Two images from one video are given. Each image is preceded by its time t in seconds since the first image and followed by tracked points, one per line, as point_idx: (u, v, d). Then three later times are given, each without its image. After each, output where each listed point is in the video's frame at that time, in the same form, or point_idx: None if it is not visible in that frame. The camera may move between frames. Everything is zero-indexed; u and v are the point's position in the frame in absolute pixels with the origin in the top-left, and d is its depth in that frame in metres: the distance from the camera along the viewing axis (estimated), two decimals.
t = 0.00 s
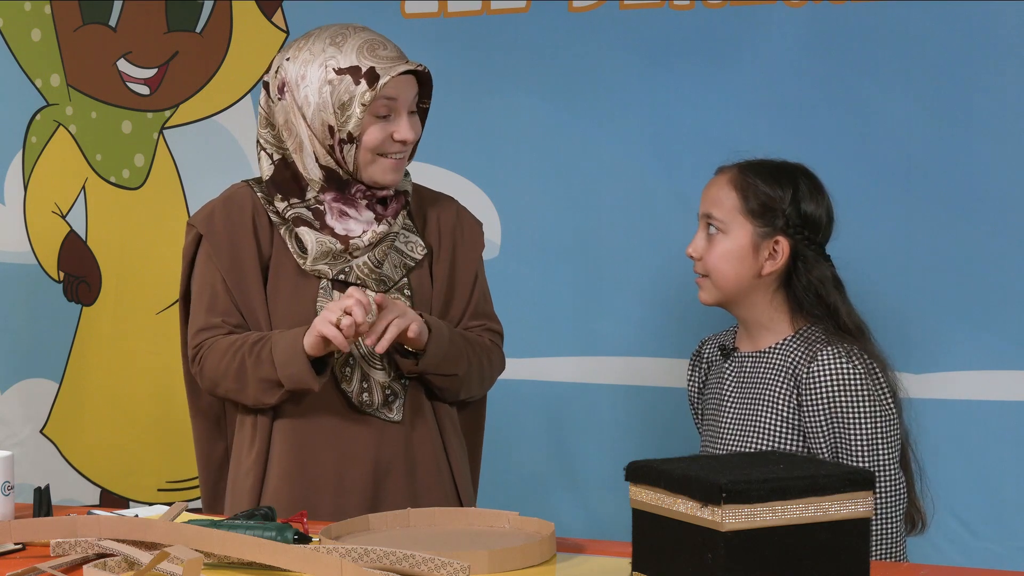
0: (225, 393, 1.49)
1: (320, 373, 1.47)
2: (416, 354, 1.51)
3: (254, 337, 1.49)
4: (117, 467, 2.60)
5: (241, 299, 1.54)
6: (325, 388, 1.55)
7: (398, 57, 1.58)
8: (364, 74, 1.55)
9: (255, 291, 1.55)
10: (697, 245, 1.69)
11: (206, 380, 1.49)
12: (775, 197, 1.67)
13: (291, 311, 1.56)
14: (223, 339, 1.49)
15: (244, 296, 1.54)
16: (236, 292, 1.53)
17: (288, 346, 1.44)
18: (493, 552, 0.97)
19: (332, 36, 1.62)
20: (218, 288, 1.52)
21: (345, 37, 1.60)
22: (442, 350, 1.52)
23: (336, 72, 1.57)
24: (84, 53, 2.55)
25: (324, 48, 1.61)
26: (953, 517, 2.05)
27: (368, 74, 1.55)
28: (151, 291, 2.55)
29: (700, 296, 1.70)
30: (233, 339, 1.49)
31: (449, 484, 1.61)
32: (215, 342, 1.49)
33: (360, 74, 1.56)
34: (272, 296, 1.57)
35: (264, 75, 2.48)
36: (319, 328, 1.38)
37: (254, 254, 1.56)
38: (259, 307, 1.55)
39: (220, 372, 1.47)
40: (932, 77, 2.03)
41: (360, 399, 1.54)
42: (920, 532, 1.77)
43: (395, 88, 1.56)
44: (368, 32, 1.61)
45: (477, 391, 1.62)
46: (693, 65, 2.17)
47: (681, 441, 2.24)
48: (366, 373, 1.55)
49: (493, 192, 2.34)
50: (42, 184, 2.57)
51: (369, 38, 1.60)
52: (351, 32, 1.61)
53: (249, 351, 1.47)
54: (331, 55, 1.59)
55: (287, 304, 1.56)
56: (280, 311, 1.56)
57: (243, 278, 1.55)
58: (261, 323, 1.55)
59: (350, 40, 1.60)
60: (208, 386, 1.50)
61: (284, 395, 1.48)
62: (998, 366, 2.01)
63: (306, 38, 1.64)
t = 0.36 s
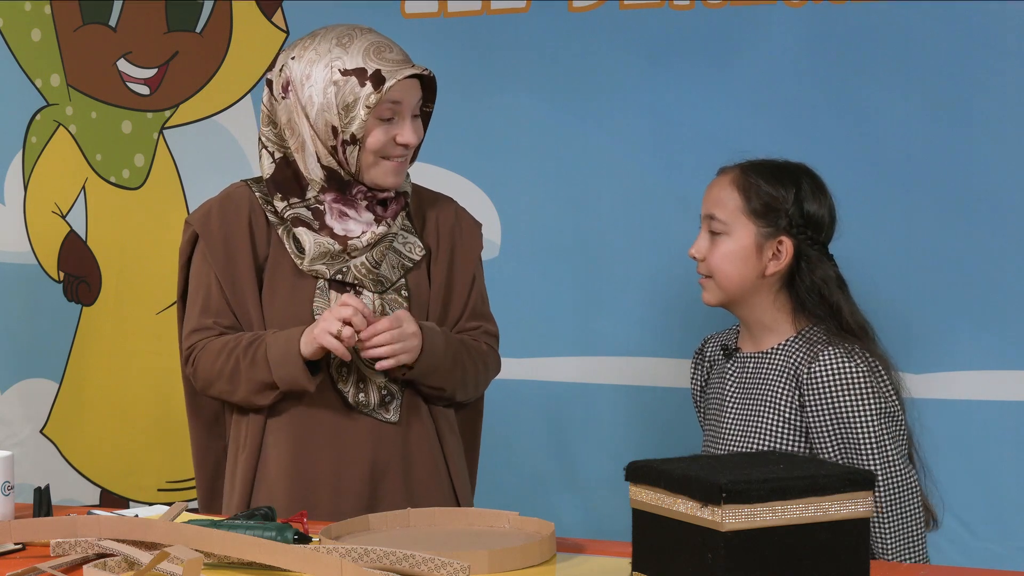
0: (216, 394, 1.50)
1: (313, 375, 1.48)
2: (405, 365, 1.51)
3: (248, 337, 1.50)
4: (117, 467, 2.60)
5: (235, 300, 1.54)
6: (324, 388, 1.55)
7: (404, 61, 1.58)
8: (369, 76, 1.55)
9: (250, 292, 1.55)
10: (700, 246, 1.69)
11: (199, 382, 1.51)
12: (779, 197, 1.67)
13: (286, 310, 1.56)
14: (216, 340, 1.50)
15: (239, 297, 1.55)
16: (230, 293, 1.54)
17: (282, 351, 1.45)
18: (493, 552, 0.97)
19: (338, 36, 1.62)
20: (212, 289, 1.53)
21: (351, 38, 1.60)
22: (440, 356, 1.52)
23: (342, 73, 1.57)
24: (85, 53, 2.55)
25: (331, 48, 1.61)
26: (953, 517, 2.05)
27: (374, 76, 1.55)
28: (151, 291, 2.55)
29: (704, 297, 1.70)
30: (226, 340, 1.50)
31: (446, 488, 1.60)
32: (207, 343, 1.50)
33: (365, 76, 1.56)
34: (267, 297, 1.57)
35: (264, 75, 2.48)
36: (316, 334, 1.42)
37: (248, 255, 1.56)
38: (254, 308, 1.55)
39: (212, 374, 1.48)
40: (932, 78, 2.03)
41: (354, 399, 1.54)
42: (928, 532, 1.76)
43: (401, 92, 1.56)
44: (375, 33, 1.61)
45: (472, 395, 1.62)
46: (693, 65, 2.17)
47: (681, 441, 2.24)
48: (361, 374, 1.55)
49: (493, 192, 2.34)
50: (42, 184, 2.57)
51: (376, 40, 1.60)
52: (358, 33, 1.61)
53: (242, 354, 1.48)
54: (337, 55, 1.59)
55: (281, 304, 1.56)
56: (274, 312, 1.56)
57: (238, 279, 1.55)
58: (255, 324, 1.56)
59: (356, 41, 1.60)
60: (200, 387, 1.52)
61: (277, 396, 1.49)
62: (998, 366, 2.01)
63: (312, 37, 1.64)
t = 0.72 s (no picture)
0: (214, 396, 1.51)
1: (313, 383, 1.48)
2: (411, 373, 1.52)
3: (247, 340, 1.50)
4: (118, 467, 2.60)
5: (233, 302, 1.54)
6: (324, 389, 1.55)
7: (405, 61, 1.58)
8: (370, 77, 1.55)
9: (248, 293, 1.55)
10: (707, 247, 1.69)
11: (198, 384, 1.51)
12: (788, 194, 1.68)
13: (285, 312, 1.56)
14: (214, 344, 1.50)
15: (238, 298, 1.55)
16: (229, 295, 1.54)
17: (281, 358, 1.46)
18: (493, 552, 0.97)
19: (339, 36, 1.62)
20: (211, 291, 1.53)
21: (352, 39, 1.61)
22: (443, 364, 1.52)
23: (342, 74, 1.57)
24: (85, 53, 2.55)
25: (331, 48, 1.61)
26: (953, 517, 2.05)
27: (375, 77, 1.55)
28: (151, 291, 2.55)
29: (710, 298, 1.70)
30: (225, 344, 1.50)
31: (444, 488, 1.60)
32: (206, 347, 1.50)
33: (367, 77, 1.56)
34: (265, 299, 1.57)
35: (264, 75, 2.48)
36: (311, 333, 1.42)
37: (247, 257, 1.56)
38: (252, 310, 1.55)
39: (211, 377, 1.49)
40: (932, 78, 2.03)
41: (353, 402, 1.54)
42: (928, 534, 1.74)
43: (401, 93, 1.56)
44: (375, 34, 1.62)
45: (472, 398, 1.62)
46: (693, 65, 2.17)
47: (681, 441, 2.24)
48: (359, 375, 1.55)
49: (493, 192, 2.34)
50: (42, 184, 2.57)
51: (376, 40, 1.60)
52: (358, 34, 1.61)
53: (241, 359, 1.48)
54: (338, 56, 1.59)
55: (281, 305, 1.56)
56: (273, 313, 1.56)
57: (236, 281, 1.55)
58: (252, 326, 1.56)
59: (357, 41, 1.60)
60: (198, 389, 1.52)
61: (273, 402, 1.50)
62: (998, 366, 2.01)
63: (313, 37, 1.64)
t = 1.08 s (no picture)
0: (213, 397, 1.51)
1: (313, 385, 1.49)
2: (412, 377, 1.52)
3: (247, 341, 1.51)
4: (117, 467, 2.59)
5: (233, 303, 1.54)
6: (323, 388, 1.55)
7: (407, 63, 1.58)
8: (373, 78, 1.55)
9: (248, 294, 1.55)
10: (708, 241, 1.70)
11: (197, 385, 1.51)
12: (791, 196, 1.67)
13: (286, 313, 1.56)
14: (213, 346, 1.50)
15: (238, 299, 1.55)
16: (229, 296, 1.54)
17: (281, 363, 1.46)
18: (493, 552, 0.97)
19: (342, 37, 1.62)
20: (211, 292, 1.53)
21: (355, 40, 1.61)
22: (442, 368, 1.52)
23: (345, 75, 1.57)
24: (85, 53, 2.55)
25: (334, 49, 1.61)
26: (952, 516, 2.05)
27: (378, 79, 1.55)
28: (151, 291, 2.55)
29: (710, 294, 1.71)
30: (225, 347, 1.49)
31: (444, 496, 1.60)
32: (205, 349, 1.50)
33: (369, 78, 1.56)
34: (265, 299, 1.57)
35: (264, 75, 2.48)
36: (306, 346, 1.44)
37: (248, 258, 1.56)
38: (252, 311, 1.55)
39: (211, 379, 1.49)
40: (932, 78, 2.03)
41: (354, 404, 1.54)
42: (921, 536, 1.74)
43: (403, 95, 1.56)
44: (378, 35, 1.62)
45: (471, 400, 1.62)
46: (693, 66, 2.17)
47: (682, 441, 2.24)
48: (359, 377, 1.55)
49: (493, 192, 2.34)
50: (42, 184, 2.57)
51: (379, 41, 1.60)
52: (361, 35, 1.61)
53: (240, 362, 1.48)
54: (340, 57, 1.59)
55: (281, 306, 1.56)
56: (273, 314, 1.56)
57: (236, 282, 1.55)
58: (252, 326, 1.56)
59: (360, 42, 1.60)
60: (198, 389, 1.52)
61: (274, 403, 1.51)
62: (998, 366, 2.01)
63: (316, 38, 1.64)
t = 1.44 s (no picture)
0: (213, 397, 1.51)
1: (309, 395, 1.48)
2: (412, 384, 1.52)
3: (248, 345, 1.51)
4: (117, 467, 2.59)
5: (235, 304, 1.54)
6: (326, 389, 1.55)
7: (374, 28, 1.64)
8: (340, 42, 1.61)
9: (250, 296, 1.55)
10: (707, 240, 1.71)
11: (196, 385, 1.52)
12: (791, 198, 1.67)
13: (288, 316, 1.55)
14: (214, 348, 1.50)
15: (241, 301, 1.55)
16: (231, 297, 1.54)
17: (278, 373, 1.45)
18: (493, 552, 0.97)
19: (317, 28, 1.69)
20: (213, 293, 1.53)
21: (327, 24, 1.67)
22: (440, 377, 1.52)
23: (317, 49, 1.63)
24: (85, 53, 2.55)
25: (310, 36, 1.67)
26: (952, 516, 2.05)
27: (345, 40, 1.60)
28: (151, 290, 2.55)
29: (708, 292, 1.72)
30: (224, 348, 1.50)
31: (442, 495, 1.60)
32: (206, 350, 1.51)
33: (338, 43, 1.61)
34: (267, 301, 1.56)
35: (264, 75, 2.48)
36: (305, 358, 1.43)
37: (251, 260, 1.56)
38: (253, 313, 1.55)
39: (210, 380, 1.49)
40: (932, 78, 2.03)
41: (353, 400, 1.53)
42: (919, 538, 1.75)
43: (371, 53, 1.61)
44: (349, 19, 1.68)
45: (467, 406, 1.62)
46: (692, 65, 2.17)
47: (682, 441, 2.24)
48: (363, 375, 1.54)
49: (493, 192, 2.34)
50: (42, 184, 2.57)
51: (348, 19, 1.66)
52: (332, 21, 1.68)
53: (239, 366, 1.47)
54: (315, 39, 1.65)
55: (284, 309, 1.56)
56: (275, 317, 1.55)
57: (238, 283, 1.55)
58: (254, 328, 1.56)
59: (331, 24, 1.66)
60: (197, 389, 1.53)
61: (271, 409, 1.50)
62: (998, 366, 2.01)
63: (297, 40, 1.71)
